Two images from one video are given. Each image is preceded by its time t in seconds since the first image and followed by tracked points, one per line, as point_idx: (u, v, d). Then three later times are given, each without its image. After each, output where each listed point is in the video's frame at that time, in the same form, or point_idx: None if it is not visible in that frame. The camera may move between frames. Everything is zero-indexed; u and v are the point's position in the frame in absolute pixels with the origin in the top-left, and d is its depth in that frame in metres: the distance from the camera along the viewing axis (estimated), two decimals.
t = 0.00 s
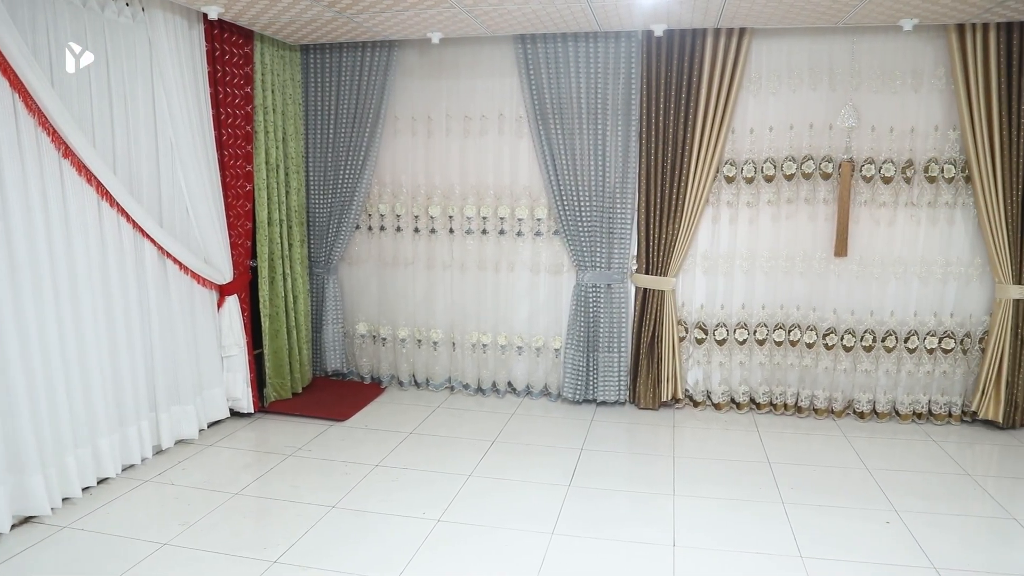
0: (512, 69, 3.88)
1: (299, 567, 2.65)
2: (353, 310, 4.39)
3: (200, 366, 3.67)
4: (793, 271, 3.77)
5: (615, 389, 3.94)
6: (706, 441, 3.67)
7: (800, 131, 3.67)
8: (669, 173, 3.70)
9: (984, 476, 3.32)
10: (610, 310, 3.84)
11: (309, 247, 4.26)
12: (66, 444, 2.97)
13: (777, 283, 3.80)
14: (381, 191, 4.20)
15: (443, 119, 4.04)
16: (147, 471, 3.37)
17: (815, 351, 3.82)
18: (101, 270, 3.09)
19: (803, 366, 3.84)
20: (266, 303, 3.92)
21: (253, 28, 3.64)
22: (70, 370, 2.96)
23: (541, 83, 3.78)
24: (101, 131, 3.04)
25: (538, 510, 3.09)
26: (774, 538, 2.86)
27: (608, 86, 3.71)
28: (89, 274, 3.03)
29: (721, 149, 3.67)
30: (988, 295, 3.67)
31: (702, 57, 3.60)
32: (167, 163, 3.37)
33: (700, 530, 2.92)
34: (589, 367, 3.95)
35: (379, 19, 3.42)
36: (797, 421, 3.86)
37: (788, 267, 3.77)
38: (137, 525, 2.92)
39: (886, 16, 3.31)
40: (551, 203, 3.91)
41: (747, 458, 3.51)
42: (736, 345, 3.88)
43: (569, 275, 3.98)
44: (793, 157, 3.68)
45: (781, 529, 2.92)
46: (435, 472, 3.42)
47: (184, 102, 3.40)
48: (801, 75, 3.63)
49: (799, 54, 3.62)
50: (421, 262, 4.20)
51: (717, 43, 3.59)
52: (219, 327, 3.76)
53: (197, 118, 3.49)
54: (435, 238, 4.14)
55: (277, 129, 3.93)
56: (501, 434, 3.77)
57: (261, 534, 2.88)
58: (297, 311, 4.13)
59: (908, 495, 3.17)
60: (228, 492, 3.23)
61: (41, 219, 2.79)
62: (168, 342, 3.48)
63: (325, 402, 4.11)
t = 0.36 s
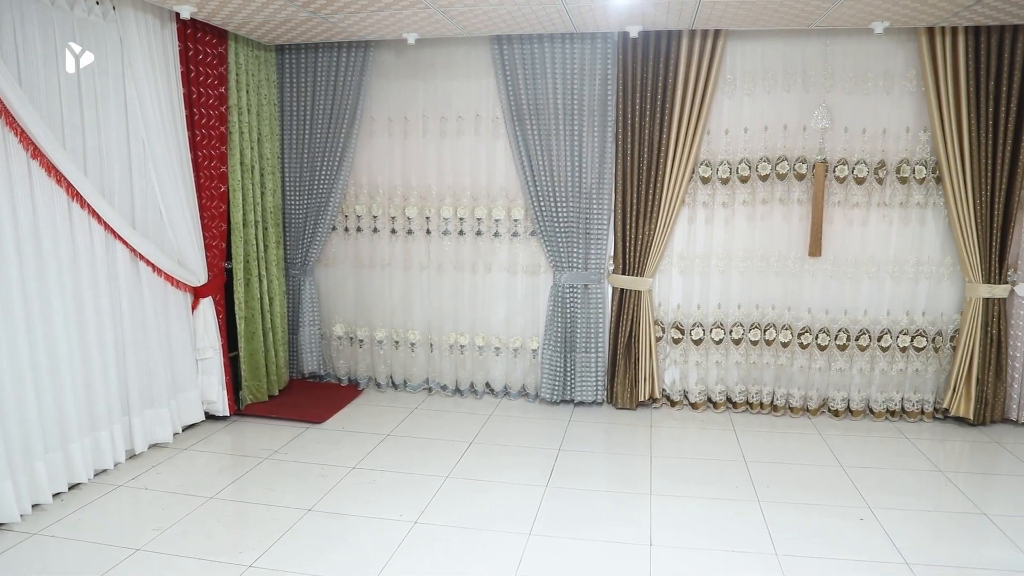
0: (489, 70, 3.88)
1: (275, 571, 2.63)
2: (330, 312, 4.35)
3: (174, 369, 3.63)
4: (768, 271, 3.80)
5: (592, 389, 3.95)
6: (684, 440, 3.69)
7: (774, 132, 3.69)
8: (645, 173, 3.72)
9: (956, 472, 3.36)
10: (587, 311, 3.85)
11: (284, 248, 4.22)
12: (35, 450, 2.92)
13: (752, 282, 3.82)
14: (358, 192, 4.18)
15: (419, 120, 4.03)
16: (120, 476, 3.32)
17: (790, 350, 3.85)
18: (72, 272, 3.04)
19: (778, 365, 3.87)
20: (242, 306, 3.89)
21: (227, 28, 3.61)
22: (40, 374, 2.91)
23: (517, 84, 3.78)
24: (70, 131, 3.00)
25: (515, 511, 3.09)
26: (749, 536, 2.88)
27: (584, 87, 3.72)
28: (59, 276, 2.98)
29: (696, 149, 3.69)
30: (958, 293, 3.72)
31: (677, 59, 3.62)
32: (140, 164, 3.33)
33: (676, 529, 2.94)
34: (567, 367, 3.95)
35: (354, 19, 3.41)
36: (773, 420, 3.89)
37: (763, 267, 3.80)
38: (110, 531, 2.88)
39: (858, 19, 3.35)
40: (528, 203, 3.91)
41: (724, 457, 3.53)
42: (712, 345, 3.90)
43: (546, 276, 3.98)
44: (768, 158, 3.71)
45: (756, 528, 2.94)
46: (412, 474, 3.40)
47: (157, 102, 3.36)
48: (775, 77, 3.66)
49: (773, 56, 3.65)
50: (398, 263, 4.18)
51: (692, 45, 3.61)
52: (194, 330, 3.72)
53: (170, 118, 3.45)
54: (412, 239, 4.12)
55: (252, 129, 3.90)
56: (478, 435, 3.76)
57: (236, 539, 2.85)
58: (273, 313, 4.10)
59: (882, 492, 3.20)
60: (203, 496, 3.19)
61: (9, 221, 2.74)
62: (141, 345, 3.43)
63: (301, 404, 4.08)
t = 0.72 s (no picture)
0: (465, 70, 3.87)
1: None
2: (306, 313, 4.31)
3: (146, 372, 3.57)
4: (744, 271, 3.81)
5: (570, 390, 3.94)
6: (661, 440, 3.70)
7: (750, 133, 3.71)
8: (622, 174, 3.72)
9: (929, 470, 3.40)
10: (564, 311, 3.85)
11: (259, 249, 4.18)
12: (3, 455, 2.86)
13: (729, 282, 3.84)
14: (333, 193, 4.14)
15: (395, 120, 4.01)
16: (91, 480, 3.26)
17: (766, 350, 3.87)
18: (40, 274, 2.99)
19: (755, 364, 3.89)
20: (216, 307, 3.84)
21: (200, 27, 3.57)
22: (8, 377, 2.86)
23: (493, 84, 3.77)
24: (38, 131, 2.94)
25: (491, 512, 3.07)
26: (725, 535, 2.89)
27: (560, 87, 3.72)
28: (27, 279, 2.92)
29: (672, 150, 3.69)
30: (931, 293, 3.76)
31: (653, 60, 3.62)
32: (111, 164, 3.27)
33: (653, 529, 2.94)
34: (544, 368, 3.94)
35: (328, 18, 3.39)
36: (750, 419, 3.91)
37: (739, 267, 3.81)
38: (80, 537, 2.83)
39: (831, 21, 3.37)
40: (505, 204, 3.90)
41: (701, 457, 3.54)
42: (689, 344, 3.90)
43: (523, 276, 3.98)
44: (743, 158, 3.72)
45: (732, 527, 2.95)
46: (388, 476, 3.38)
47: (127, 101, 3.31)
48: (750, 78, 3.67)
49: (748, 56, 3.67)
50: (375, 264, 4.16)
51: (668, 45, 3.62)
52: (167, 332, 3.67)
53: (141, 117, 3.39)
54: (389, 240, 4.10)
55: (226, 130, 3.85)
56: (455, 436, 3.75)
57: (209, 543, 2.82)
58: (248, 315, 4.05)
59: (856, 490, 3.23)
60: (176, 500, 3.15)
61: None
62: (113, 348, 3.38)
63: (277, 406, 4.04)
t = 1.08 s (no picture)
0: (443, 70, 3.86)
1: None
2: (283, 315, 4.28)
3: (121, 375, 3.52)
4: (722, 271, 3.83)
5: (549, 391, 3.94)
6: (641, 440, 3.70)
7: (727, 134, 3.72)
8: (600, 174, 3.73)
9: (905, 467, 3.43)
10: (543, 312, 3.84)
11: (236, 250, 4.14)
12: None
13: (707, 282, 3.85)
14: (311, 194, 4.11)
15: (373, 120, 3.99)
16: (64, 485, 3.21)
17: (744, 349, 3.88)
18: (11, 276, 2.94)
19: (733, 364, 3.91)
20: (192, 309, 3.80)
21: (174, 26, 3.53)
22: None
23: (471, 85, 3.77)
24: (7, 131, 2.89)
25: (470, 513, 3.07)
26: (702, 534, 2.90)
27: (538, 88, 3.72)
28: None
29: (650, 150, 3.70)
30: (905, 292, 3.80)
31: (630, 60, 3.63)
32: (83, 164, 3.22)
33: (631, 529, 2.94)
34: (523, 369, 3.94)
35: (303, 18, 3.37)
36: (728, 418, 3.92)
37: (716, 267, 3.83)
38: (51, 543, 2.78)
39: (806, 22, 3.40)
40: (483, 205, 3.89)
41: (680, 456, 3.55)
42: (668, 344, 3.91)
43: (502, 277, 3.97)
44: (721, 159, 3.73)
45: (709, 526, 2.96)
46: (365, 478, 3.36)
47: (100, 99, 3.25)
48: (727, 79, 3.69)
49: (725, 57, 3.68)
50: (353, 266, 4.13)
51: (645, 46, 3.63)
52: (142, 335, 3.62)
53: (115, 117, 3.34)
54: (367, 241, 4.08)
55: (202, 130, 3.82)
56: (434, 437, 3.73)
57: (184, 548, 2.78)
58: (224, 317, 4.02)
59: (833, 489, 3.25)
60: (150, 505, 3.10)
61: None
62: (86, 351, 3.32)
63: (254, 409, 4.00)
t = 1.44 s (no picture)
0: (421, 71, 3.85)
1: None
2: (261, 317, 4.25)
3: (95, 378, 3.47)
4: (699, 271, 3.85)
5: (528, 392, 3.94)
6: (620, 440, 3.71)
7: (704, 135, 3.74)
8: (578, 175, 3.73)
9: (881, 466, 3.46)
10: (521, 313, 3.84)
11: (213, 252, 4.11)
12: None
13: (685, 283, 3.86)
14: (288, 195, 4.08)
15: (350, 121, 3.97)
16: (35, 491, 3.15)
17: (722, 349, 3.90)
18: None
19: (711, 363, 3.92)
20: (168, 312, 3.76)
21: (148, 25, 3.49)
22: None
23: (449, 86, 3.76)
24: None
25: (448, 516, 3.06)
26: (680, 534, 2.91)
27: (516, 89, 3.72)
28: None
29: (628, 151, 3.71)
30: (881, 292, 3.83)
31: (608, 62, 3.64)
32: (55, 165, 3.16)
33: (609, 529, 2.94)
34: (501, 370, 3.93)
35: (279, 18, 3.35)
36: (707, 418, 3.93)
37: (694, 267, 3.84)
38: (21, 550, 2.73)
39: (781, 24, 3.42)
40: (461, 206, 3.89)
41: (658, 456, 3.56)
42: (646, 345, 3.92)
43: (480, 278, 3.97)
44: (698, 160, 3.75)
45: (686, 526, 2.97)
46: (343, 481, 3.34)
47: (71, 98, 3.18)
48: (704, 80, 3.70)
49: (702, 59, 3.69)
50: (331, 267, 4.11)
51: (622, 47, 3.64)
52: (116, 338, 3.57)
53: (88, 118, 3.29)
54: (345, 242, 4.05)
55: (177, 131, 3.78)
56: (412, 439, 3.72)
57: (158, 553, 2.75)
58: (201, 320, 3.98)
59: (810, 487, 3.27)
60: (124, 510, 3.06)
61: None
62: (59, 355, 3.27)
63: (231, 412, 3.96)
